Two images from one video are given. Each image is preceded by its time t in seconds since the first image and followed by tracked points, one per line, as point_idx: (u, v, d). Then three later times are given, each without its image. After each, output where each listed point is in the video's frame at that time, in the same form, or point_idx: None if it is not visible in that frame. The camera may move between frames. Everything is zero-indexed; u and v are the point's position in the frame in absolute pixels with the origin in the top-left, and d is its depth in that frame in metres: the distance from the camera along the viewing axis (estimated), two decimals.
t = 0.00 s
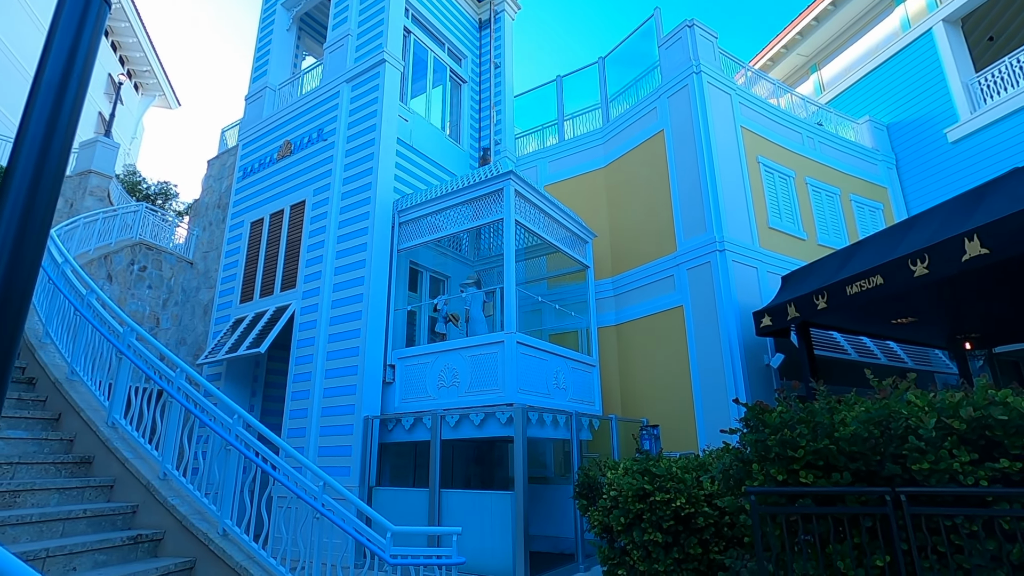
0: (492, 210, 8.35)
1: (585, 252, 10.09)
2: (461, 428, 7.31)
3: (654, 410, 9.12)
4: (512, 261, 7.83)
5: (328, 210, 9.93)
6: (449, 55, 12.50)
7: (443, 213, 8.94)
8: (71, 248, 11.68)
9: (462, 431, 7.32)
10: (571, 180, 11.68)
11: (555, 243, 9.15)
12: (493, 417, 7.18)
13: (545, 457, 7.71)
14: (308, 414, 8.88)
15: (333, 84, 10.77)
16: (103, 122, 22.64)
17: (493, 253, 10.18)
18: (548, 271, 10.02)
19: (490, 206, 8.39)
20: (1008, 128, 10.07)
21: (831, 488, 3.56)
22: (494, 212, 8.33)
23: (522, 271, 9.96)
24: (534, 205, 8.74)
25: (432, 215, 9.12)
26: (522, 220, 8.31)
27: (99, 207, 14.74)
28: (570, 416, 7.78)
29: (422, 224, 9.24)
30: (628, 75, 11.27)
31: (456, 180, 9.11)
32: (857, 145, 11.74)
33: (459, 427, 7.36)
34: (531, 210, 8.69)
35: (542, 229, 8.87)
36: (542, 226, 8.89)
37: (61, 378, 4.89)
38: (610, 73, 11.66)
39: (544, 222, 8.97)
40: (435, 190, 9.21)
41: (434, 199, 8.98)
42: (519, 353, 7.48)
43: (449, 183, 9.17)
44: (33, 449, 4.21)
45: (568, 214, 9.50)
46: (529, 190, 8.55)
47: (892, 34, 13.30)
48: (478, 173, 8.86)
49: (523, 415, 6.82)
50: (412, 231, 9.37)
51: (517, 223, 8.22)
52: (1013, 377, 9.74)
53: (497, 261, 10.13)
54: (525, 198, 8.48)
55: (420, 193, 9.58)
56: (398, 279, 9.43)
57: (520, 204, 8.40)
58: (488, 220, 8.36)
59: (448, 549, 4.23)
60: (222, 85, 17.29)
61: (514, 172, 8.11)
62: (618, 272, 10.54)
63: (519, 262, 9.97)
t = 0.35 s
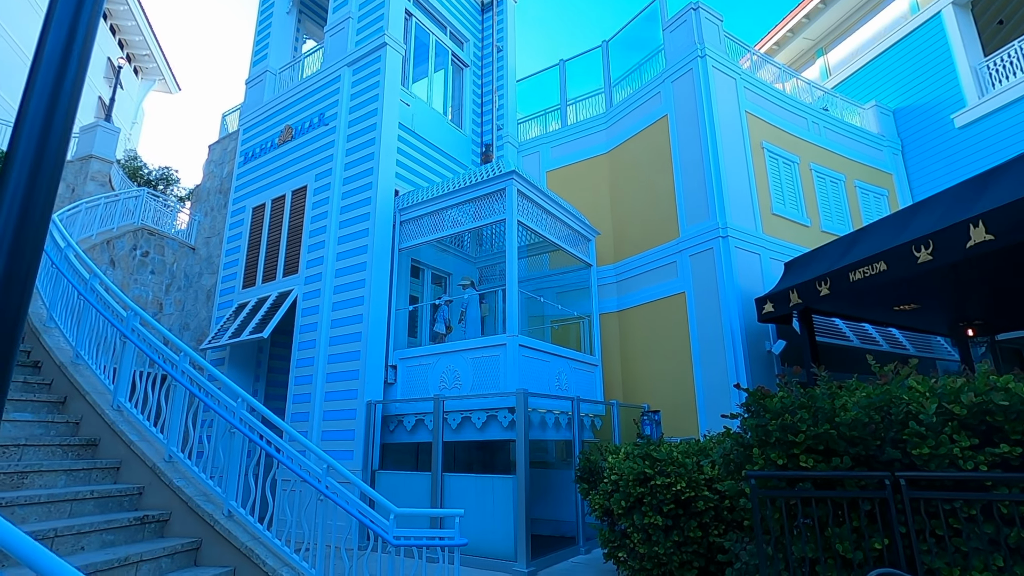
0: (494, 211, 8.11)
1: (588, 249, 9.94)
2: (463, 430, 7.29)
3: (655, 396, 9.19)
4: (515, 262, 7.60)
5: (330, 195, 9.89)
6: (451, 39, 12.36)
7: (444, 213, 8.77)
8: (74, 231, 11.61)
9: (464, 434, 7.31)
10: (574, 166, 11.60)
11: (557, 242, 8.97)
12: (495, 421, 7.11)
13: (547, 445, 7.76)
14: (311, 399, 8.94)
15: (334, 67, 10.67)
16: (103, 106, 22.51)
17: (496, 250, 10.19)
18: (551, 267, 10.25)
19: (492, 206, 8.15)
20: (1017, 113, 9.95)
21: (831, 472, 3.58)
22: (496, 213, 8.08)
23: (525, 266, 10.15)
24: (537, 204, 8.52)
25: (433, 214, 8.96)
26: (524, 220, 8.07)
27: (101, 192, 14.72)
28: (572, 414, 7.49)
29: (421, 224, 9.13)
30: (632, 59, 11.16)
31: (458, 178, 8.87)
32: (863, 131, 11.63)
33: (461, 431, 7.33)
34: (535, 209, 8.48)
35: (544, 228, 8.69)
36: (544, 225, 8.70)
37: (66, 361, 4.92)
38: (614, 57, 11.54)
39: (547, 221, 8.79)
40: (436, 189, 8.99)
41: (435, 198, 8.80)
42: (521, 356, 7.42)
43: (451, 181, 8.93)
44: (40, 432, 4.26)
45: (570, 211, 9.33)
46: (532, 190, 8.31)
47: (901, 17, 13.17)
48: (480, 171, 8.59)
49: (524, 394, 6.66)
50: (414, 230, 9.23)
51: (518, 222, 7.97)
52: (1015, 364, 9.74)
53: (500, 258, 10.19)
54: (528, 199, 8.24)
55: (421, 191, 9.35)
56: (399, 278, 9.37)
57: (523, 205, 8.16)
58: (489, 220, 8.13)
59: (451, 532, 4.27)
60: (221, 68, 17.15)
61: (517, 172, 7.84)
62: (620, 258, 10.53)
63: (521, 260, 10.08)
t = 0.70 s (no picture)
0: (497, 211, 8.06)
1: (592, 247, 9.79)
2: (465, 433, 7.31)
3: (656, 383, 9.22)
4: (517, 258, 7.59)
5: (332, 181, 9.85)
6: (453, 21, 12.21)
7: (445, 213, 8.72)
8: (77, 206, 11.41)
9: (466, 438, 7.31)
10: (576, 151, 11.50)
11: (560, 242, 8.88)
12: (496, 424, 7.13)
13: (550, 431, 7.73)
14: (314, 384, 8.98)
15: (335, 51, 10.56)
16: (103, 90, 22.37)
17: (497, 248, 10.29)
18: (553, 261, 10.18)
19: (494, 206, 8.10)
20: None
21: (831, 458, 3.60)
22: (498, 214, 8.04)
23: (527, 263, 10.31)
24: (540, 203, 8.45)
25: (435, 213, 8.87)
26: (527, 221, 8.03)
27: (102, 177, 14.68)
28: (573, 415, 7.60)
29: (422, 223, 9.06)
30: (636, 43, 11.04)
31: (460, 176, 8.79)
32: (869, 116, 11.52)
33: (463, 433, 7.35)
34: (538, 209, 8.41)
35: (548, 228, 8.61)
36: (547, 225, 8.62)
37: (70, 345, 4.95)
38: (618, 41, 11.41)
39: (550, 220, 8.71)
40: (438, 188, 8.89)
41: (437, 198, 8.72)
42: (523, 359, 7.41)
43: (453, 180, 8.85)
44: (46, 415, 4.29)
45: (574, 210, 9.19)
46: (535, 189, 8.26)
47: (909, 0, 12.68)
48: (483, 170, 8.52)
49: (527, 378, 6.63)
50: (415, 230, 9.14)
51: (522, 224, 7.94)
52: (1017, 352, 9.75)
53: (501, 255, 10.29)
54: (531, 198, 8.19)
55: (422, 190, 9.23)
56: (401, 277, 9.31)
57: (526, 205, 8.11)
58: (491, 222, 8.08)
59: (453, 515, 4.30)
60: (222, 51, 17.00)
61: (520, 172, 7.83)
62: (623, 244, 10.50)
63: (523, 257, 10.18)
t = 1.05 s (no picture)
0: (498, 212, 7.99)
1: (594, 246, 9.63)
2: (467, 437, 7.30)
3: (658, 369, 9.24)
4: (520, 252, 7.57)
5: (333, 166, 9.80)
6: (454, 5, 12.05)
7: (446, 213, 8.61)
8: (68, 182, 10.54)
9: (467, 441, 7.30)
10: (579, 137, 11.38)
11: (563, 242, 8.77)
12: (498, 428, 7.10)
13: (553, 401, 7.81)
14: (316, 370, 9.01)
15: (336, 35, 10.44)
16: (102, 75, 22.20)
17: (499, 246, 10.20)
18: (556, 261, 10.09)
19: (496, 207, 8.04)
20: None
21: (833, 444, 3.61)
22: (501, 215, 7.98)
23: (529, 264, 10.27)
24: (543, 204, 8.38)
25: (436, 213, 8.75)
26: (529, 222, 7.96)
27: (102, 163, 14.62)
28: (576, 417, 7.61)
29: (422, 223, 8.96)
30: (640, 28, 10.91)
31: (461, 176, 8.70)
32: (875, 102, 11.39)
33: (465, 437, 7.34)
34: (540, 210, 8.33)
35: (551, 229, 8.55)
36: (549, 225, 8.54)
37: (74, 330, 4.95)
38: (621, 26, 11.28)
39: (553, 221, 8.65)
40: (439, 189, 8.78)
41: (439, 197, 8.60)
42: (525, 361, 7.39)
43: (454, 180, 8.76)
44: (51, 399, 4.31)
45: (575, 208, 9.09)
46: (537, 189, 8.18)
47: None
48: (484, 170, 8.43)
49: (529, 363, 6.68)
50: (416, 230, 9.04)
51: (524, 226, 7.86)
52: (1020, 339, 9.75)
53: (505, 254, 10.24)
54: (534, 199, 8.11)
55: (422, 190, 9.12)
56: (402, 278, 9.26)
57: (528, 206, 8.04)
58: (493, 224, 8.00)
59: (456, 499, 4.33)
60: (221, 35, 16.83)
61: (523, 172, 7.74)
62: (625, 232, 10.46)
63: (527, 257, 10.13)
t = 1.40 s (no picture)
0: (499, 216, 7.79)
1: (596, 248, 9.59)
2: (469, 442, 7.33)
3: (659, 358, 9.26)
4: (522, 255, 7.37)
5: (335, 154, 9.77)
6: None
7: (447, 215, 8.48)
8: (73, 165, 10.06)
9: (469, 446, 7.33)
10: (581, 125, 11.22)
11: (565, 245, 8.60)
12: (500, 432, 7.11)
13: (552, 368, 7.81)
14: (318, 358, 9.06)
15: (337, 21, 10.35)
16: (101, 62, 22.09)
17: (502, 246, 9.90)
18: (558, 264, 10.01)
19: (497, 210, 7.84)
20: None
21: (832, 432, 3.63)
22: (502, 219, 7.77)
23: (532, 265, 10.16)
24: (545, 207, 8.17)
25: (438, 215, 8.63)
26: (531, 226, 7.77)
27: (103, 150, 14.61)
28: (576, 421, 7.62)
29: (424, 225, 8.83)
30: (644, 14, 10.81)
31: (463, 178, 8.53)
32: (880, 90, 11.30)
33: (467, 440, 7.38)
34: (543, 213, 8.15)
35: (555, 233, 8.37)
36: (552, 228, 8.35)
37: (78, 317, 4.98)
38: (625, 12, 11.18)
39: (557, 225, 8.47)
40: (440, 191, 8.64)
41: (439, 199, 8.46)
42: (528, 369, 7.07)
43: (455, 182, 8.60)
44: (56, 385, 4.35)
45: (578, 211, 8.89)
46: (540, 192, 7.98)
47: None
48: (486, 172, 8.24)
49: (529, 354, 6.75)
50: (417, 232, 8.92)
51: (526, 230, 7.66)
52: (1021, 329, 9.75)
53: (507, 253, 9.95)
54: (536, 203, 7.95)
55: (422, 192, 8.96)
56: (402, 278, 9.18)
57: (530, 210, 7.84)
58: (494, 228, 7.83)
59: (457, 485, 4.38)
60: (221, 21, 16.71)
61: (524, 177, 7.53)
62: (627, 220, 10.43)
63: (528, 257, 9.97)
